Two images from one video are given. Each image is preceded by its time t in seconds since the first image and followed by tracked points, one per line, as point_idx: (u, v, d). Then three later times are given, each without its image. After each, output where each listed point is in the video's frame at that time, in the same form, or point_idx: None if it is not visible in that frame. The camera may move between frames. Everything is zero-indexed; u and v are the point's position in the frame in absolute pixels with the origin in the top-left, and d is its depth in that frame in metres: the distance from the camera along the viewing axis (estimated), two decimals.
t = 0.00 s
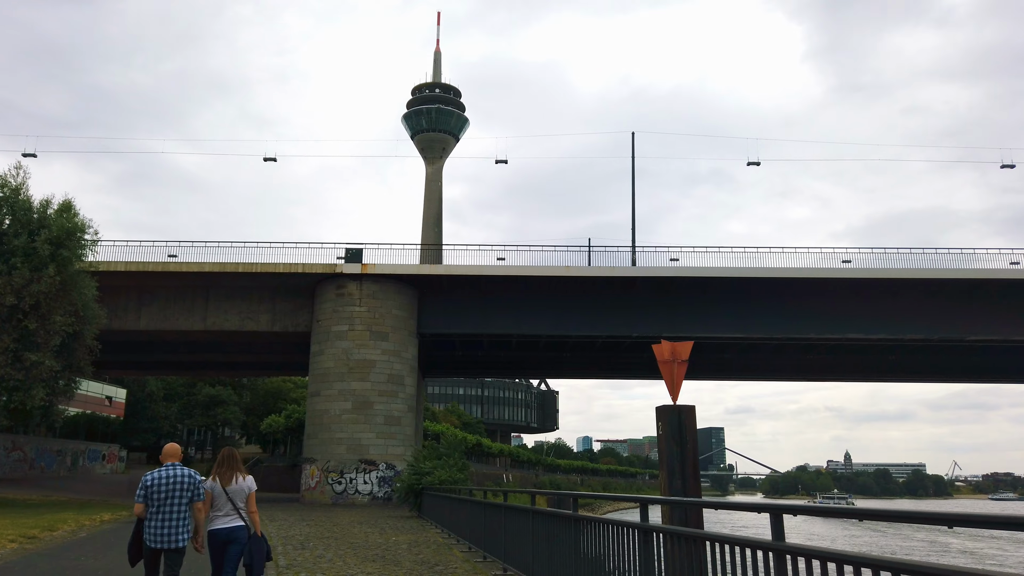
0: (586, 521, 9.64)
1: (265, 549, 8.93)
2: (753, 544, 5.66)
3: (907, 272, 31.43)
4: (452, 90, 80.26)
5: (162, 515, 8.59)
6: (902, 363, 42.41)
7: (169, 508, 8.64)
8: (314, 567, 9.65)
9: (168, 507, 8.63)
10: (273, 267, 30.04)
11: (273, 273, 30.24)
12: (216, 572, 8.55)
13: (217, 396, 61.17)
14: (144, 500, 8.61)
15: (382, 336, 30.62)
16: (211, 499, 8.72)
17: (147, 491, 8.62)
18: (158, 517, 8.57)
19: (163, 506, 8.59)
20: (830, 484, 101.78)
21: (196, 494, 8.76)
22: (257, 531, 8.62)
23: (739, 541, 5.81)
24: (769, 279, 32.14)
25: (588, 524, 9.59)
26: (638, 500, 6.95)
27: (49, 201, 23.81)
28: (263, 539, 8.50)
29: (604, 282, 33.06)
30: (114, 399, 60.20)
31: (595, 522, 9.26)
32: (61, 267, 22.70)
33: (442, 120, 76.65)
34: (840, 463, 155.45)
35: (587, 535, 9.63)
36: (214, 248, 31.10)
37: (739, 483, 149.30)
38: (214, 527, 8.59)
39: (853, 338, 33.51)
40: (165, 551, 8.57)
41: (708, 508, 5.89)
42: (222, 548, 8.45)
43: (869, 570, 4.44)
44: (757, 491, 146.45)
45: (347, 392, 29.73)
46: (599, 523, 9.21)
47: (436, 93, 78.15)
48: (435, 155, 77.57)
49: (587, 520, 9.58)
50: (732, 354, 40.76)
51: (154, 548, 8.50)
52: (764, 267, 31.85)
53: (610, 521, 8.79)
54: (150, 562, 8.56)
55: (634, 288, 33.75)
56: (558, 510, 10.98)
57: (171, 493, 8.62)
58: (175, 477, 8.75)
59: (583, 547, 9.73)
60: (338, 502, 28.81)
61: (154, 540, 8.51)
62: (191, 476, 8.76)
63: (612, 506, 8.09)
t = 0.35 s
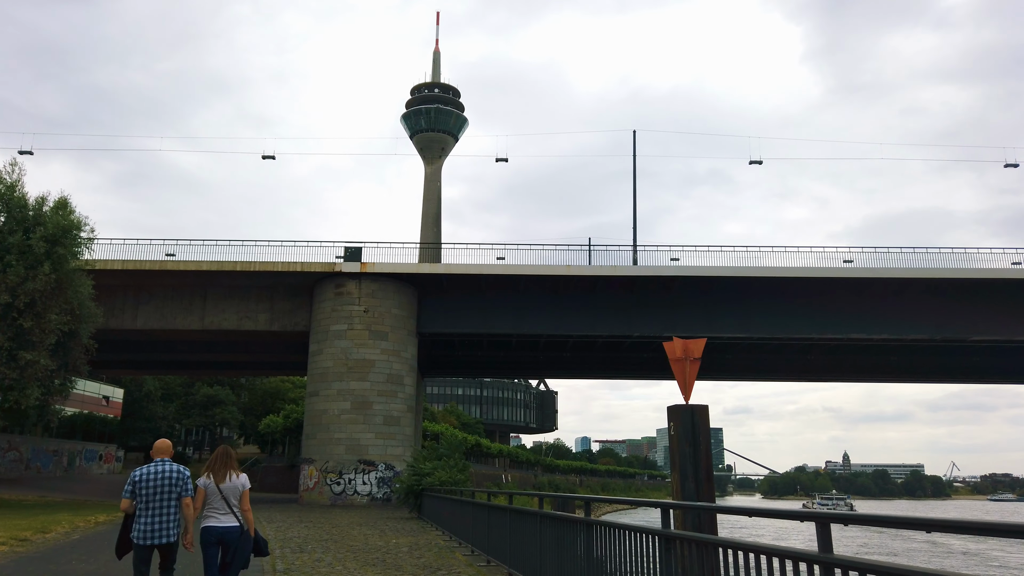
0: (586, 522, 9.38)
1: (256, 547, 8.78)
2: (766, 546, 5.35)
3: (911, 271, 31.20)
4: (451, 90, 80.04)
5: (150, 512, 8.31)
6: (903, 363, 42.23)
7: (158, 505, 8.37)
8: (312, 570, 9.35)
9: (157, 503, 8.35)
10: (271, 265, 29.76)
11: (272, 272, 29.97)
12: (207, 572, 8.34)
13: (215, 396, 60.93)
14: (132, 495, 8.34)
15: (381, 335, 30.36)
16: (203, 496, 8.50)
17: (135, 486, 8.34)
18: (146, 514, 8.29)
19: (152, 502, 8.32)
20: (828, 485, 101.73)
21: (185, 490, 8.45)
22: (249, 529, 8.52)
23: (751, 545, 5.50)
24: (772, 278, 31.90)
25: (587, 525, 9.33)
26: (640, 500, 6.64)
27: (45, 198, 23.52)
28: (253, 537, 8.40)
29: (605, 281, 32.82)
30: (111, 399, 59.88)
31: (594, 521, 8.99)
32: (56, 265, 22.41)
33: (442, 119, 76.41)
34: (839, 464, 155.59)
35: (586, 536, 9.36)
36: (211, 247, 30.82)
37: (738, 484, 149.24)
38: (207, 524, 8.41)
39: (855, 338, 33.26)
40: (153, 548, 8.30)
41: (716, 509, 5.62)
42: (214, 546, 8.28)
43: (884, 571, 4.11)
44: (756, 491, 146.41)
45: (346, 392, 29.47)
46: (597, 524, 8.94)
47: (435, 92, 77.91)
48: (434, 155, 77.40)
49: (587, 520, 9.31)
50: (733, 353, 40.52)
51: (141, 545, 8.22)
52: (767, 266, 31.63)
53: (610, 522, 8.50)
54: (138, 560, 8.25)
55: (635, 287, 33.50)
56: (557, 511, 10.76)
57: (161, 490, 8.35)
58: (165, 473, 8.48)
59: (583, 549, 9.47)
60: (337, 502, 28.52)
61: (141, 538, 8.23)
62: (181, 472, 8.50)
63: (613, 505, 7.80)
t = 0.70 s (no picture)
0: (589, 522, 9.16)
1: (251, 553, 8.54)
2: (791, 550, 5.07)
3: (914, 269, 30.98)
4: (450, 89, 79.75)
5: (146, 516, 8.04)
6: (904, 362, 42.05)
7: (155, 509, 8.11)
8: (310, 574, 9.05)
9: (154, 507, 8.10)
10: (269, 263, 29.46)
11: (269, 270, 29.68)
12: None
13: (212, 396, 60.68)
14: (131, 498, 8.05)
15: (380, 334, 30.09)
16: (199, 500, 8.25)
17: (132, 490, 8.06)
18: (142, 518, 8.01)
19: (149, 506, 8.07)
20: (827, 485, 101.70)
21: (181, 497, 8.26)
22: (245, 534, 8.28)
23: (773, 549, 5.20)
24: (774, 277, 31.64)
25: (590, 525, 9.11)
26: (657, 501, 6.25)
27: (39, 195, 23.23)
28: (248, 540, 8.12)
29: (606, 279, 32.55)
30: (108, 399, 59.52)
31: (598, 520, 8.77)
32: (50, 263, 22.11)
33: (441, 119, 76.11)
34: (838, 464, 155.59)
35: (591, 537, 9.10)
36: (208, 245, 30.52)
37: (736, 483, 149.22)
38: (203, 529, 8.16)
39: (858, 336, 33.03)
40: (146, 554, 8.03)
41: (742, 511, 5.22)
42: (211, 551, 8.03)
43: None
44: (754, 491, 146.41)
45: (344, 391, 29.19)
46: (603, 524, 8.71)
47: (434, 91, 77.61)
48: (432, 154, 77.03)
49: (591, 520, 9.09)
50: (734, 352, 40.28)
51: (134, 550, 7.93)
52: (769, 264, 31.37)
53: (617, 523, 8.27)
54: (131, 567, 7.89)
55: (636, 286, 33.25)
56: (559, 511, 10.52)
57: (158, 493, 8.11)
58: (162, 478, 8.26)
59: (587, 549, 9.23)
60: (336, 503, 28.25)
61: (135, 543, 7.95)
62: (179, 478, 8.30)
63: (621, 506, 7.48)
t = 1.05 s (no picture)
0: (602, 524, 8.81)
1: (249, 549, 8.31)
2: (818, 551, 4.82)
3: (917, 267, 30.76)
4: (448, 88, 79.32)
5: (143, 512, 7.80)
6: (905, 361, 41.87)
7: (152, 504, 7.86)
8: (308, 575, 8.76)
9: (150, 503, 7.85)
10: (266, 261, 29.17)
11: (267, 268, 29.39)
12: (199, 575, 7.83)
13: (210, 395, 60.55)
14: (126, 494, 7.74)
15: (379, 333, 29.82)
16: (195, 497, 7.96)
17: (129, 486, 7.78)
18: (138, 514, 7.77)
19: (145, 502, 7.80)
20: (824, 484, 101.59)
21: (178, 492, 8.01)
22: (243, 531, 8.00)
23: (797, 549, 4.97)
24: (775, 274, 31.40)
25: (604, 526, 8.75)
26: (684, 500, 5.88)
27: (33, 191, 22.94)
28: (252, 538, 7.89)
29: (606, 277, 32.31)
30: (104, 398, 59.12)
31: (617, 522, 8.40)
32: (45, 259, 21.83)
33: (440, 118, 75.80)
34: (836, 464, 155.47)
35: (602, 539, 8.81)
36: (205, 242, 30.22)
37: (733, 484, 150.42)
38: (199, 526, 7.90)
39: (859, 334, 32.84)
40: (145, 550, 7.79)
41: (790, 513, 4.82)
42: (208, 548, 7.78)
43: None
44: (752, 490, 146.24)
45: (343, 390, 28.92)
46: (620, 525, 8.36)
47: (433, 90, 77.30)
48: (430, 154, 76.67)
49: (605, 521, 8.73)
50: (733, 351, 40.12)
51: (133, 546, 7.72)
52: (771, 262, 31.13)
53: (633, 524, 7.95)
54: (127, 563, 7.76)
55: (637, 284, 33.00)
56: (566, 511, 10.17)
57: (154, 489, 7.84)
58: (158, 472, 7.99)
59: (599, 552, 8.90)
60: (334, 503, 27.97)
61: (134, 538, 7.73)
62: (175, 474, 8.04)
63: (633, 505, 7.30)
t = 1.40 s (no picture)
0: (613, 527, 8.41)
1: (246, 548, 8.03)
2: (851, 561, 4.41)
3: (919, 265, 30.55)
4: (446, 86, 78.97)
5: (134, 515, 7.53)
6: (905, 360, 41.69)
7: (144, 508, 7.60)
8: None
9: (142, 506, 7.57)
10: (264, 258, 28.87)
11: (265, 265, 29.11)
12: None
13: (207, 394, 60.17)
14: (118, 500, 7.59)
15: (377, 330, 29.56)
16: (188, 498, 7.74)
17: (120, 490, 7.60)
18: (131, 517, 7.51)
19: (137, 505, 7.54)
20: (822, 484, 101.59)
21: (171, 493, 7.71)
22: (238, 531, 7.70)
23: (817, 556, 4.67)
24: (777, 272, 31.17)
25: (617, 531, 8.31)
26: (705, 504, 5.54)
27: (28, 186, 22.61)
28: (241, 537, 7.55)
29: (607, 275, 32.05)
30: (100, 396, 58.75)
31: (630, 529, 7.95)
32: (39, 255, 21.50)
33: (437, 116, 75.49)
34: (833, 463, 155.60)
35: (608, 542, 8.49)
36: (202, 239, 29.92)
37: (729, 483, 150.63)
38: (193, 527, 7.64)
39: (861, 333, 32.64)
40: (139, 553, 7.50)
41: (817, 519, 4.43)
42: (202, 550, 7.51)
43: None
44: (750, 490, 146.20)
45: (341, 388, 28.65)
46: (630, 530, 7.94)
47: (431, 89, 76.91)
48: (428, 152, 76.35)
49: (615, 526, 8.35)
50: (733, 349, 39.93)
51: (127, 549, 7.44)
52: (773, 259, 30.89)
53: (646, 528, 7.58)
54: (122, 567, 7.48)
55: (637, 282, 32.76)
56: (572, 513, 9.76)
57: (146, 491, 7.58)
58: (149, 474, 7.74)
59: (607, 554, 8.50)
60: (332, 502, 27.70)
61: (127, 541, 7.45)
62: (166, 474, 7.76)
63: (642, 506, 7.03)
